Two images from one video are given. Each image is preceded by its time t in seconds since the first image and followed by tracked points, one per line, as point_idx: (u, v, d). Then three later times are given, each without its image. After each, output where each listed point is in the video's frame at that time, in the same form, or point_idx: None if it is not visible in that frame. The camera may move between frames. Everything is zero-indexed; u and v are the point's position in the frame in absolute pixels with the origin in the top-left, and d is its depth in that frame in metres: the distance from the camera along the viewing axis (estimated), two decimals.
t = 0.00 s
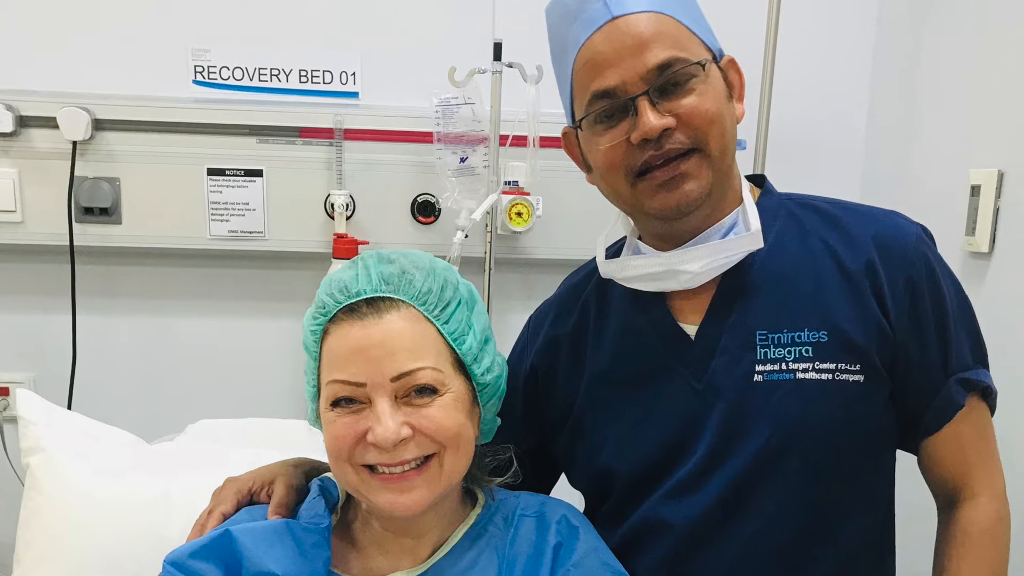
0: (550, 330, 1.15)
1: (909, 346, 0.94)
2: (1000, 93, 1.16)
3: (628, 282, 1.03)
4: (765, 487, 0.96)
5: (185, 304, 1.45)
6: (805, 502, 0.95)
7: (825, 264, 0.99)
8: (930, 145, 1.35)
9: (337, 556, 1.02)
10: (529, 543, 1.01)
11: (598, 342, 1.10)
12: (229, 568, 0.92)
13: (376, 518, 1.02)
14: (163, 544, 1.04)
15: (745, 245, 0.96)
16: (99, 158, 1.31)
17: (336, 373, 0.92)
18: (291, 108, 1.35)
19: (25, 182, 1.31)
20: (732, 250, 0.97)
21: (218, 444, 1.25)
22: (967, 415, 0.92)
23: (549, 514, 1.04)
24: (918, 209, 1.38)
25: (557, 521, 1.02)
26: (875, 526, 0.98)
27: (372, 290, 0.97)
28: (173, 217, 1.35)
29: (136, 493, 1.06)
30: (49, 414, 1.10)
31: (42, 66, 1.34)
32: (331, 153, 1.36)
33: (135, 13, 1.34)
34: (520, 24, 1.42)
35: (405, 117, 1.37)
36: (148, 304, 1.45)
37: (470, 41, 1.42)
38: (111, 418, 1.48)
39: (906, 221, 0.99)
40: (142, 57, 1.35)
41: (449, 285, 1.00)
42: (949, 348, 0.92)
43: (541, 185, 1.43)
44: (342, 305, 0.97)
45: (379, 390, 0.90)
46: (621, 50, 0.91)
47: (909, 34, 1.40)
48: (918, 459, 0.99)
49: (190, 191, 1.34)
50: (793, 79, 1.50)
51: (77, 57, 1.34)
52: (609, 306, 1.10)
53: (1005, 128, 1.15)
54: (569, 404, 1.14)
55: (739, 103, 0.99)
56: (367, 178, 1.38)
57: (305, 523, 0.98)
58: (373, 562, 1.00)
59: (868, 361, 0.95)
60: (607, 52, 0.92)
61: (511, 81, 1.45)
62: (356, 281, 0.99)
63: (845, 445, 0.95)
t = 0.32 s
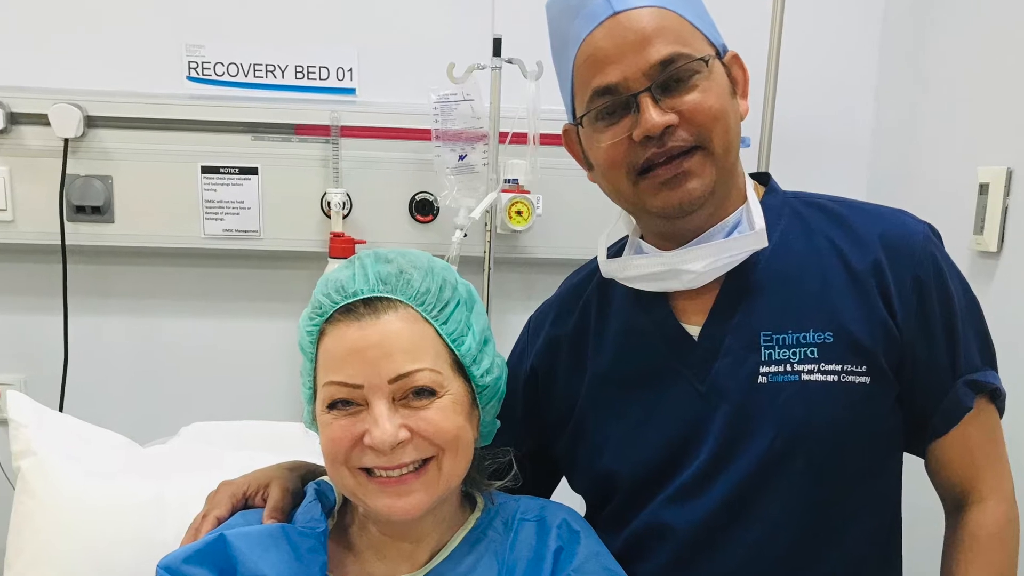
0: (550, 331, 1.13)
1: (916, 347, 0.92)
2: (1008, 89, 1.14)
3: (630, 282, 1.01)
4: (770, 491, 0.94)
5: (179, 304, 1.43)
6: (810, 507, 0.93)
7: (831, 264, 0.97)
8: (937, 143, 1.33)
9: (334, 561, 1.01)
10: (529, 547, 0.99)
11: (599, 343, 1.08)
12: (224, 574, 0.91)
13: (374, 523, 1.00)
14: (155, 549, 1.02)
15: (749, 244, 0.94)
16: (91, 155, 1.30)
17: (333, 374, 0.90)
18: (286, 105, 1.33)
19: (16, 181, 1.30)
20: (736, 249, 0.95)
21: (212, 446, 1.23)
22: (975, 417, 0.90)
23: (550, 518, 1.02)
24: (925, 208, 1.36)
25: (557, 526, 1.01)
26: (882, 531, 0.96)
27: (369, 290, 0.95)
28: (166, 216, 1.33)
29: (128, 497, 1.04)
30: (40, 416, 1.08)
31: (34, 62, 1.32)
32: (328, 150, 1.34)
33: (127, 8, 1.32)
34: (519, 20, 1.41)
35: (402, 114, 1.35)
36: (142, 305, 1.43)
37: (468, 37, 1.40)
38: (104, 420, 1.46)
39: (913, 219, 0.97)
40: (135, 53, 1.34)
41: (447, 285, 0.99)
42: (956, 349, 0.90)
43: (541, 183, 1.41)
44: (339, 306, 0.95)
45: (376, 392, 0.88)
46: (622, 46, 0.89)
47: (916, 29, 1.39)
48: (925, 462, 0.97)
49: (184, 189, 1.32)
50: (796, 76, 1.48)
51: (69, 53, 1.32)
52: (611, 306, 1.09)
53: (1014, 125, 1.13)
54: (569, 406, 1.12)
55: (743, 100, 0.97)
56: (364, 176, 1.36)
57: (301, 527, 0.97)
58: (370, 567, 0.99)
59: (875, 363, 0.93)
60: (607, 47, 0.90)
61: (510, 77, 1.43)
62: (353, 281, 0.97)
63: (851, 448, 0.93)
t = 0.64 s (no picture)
0: (551, 331, 1.11)
1: (924, 348, 0.90)
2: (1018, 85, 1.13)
3: (632, 282, 1.00)
4: (774, 495, 0.92)
5: (172, 304, 1.41)
6: (816, 511, 0.91)
7: (837, 263, 0.95)
8: (946, 141, 1.31)
9: (330, 567, 0.99)
10: (529, 552, 0.97)
11: (601, 344, 1.06)
12: None
13: (371, 527, 0.98)
14: (148, 555, 1.00)
15: (753, 244, 0.92)
16: (83, 153, 1.28)
17: (329, 376, 0.88)
18: (282, 101, 1.31)
19: (6, 179, 1.28)
20: (740, 249, 0.93)
21: (206, 449, 1.21)
22: (984, 420, 0.88)
23: (550, 523, 1.00)
24: (932, 207, 1.34)
25: (558, 530, 0.99)
26: (889, 536, 0.94)
27: (366, 290, 0.93)
28: (160, 215, 1.31)
29: (120, 500, 1.02)
30: (31, 419, 1.06)
31: (24, 58, 1.30)
32: (324, 147, 1.32)
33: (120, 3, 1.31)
34: (519, 15, 1.39)
35: (399, 111, 1.33)
36: (135, 306, 1.41)
37: (467, 33, 1.38)
38: (96, 421, 1.44)
39: (921, 218, 0.95)
40: (127, 49, 1.32)
41: (446, 285, 0.97)
42: (965, 350, 0.88)
43: (541, 181, 1.39)
44: (335, 306, 0.93)
45: (374, 394, 0.86)
46: (624, 41, 0.87)
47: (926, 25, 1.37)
48: (933, 465, 0.95)
49: (178, 188, 1.31)
50: (800, 72, 1.46)
51: (60, 49, 1.30)
52: (612, 306, 1.07)
53: None
54: (570, 408, 1.10)
55: (747, 97, 0.95)
56: (360, 174, 1.34)
57: (296, 532, 0.95)
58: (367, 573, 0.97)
59: (881, 364, 0.91)
60: (609, 43, 0.88)
61: (510, 74, 1.41)
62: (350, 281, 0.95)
63: (858, 451, 0.91)
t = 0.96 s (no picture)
0: (552, 332, 1.09)
1: (932, 349, 0.88)
2: None
3: (634, 282, 0.98)
4: (780, 499, 0.90)
5: (166, 304, 1.40)
6: (822, 515, 0.90)
7: (843, 263, 0.93)
8: (953, 138, 1.29)
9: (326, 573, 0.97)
10: (529, 557, 0.95)
11: (602, 344, 1.04)
12: None
13: (367, 532, 0.96)
14: (140, 560, 0.98)
15: (757, 243, 0.91)
16: (75, 151, 1.26)
17: (325, 378, 0.86)
18: (277, 98, 1.29)
19: None
20: (744, 248, 0.91)
21: (200, 452, 1.19)
22: (993, 422, 0.86)
23: (551, 527, 0.98)
24: (940, 205, 1.33)
25: (558, 535, 0.97)
26: (896, 541, 0.92)
27: (363, 290, 0.91)
28: (153, 214, 1.29)
29: (110, 504, 1.00)
30: (21, 422, 1.04)
31: (15, 55, 1.28)
32: (320, 145, 1.31)
33: None
34: (519, 11, 1.37)
35: (397, 108, 1.31)
36: (128, 307, 1.39)
37: (466, 29, 1.36)
38: (88, 423, 1.42)
39: (928, 217, 0.93)
40: (120, 45, 1.30)
41: (444, 285, 0.95)
42: (973, 351, 0.86)
43: (542, 179, 1.37)
44: (331, 306, 0.91)
45: (370, 396, 0.84)
46: (626, 36, 0.85)
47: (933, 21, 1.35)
48: (941, 469, 0.92)
49: (171, 186, 1.29)
50: (803, 69, 1.44)
51: (51, 45, 1.29)
52: (614, 306, 1.05)
53: None
54: (571, 410, 1.08)
55: (751, 93, 0.93)
56: (357, 172, 1.32)
57: (292, 537, 0.93)
58: None
59: (888, 365, 0.89)
60: (610, 38, 0.86)
61: (510, 70, 1.39)
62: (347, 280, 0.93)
63: (865, 455, 0.89)
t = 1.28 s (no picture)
0: (552, 332, 1.07)
1: (940, 351, 0.86)
2: None
3: (636, 282, 0.96)
4: (785, 504, 0.88)
5: (160, 305, 1.38)
6: (829, 519, 0.88)
7: (849, 262, 0.91)
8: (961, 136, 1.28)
9: None
10: (528, 563, 0.93)
11: (604, 345, 1.02)
12: None
13: (364, 536, 0.94)
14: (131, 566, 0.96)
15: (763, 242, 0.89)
16: (66, 148, 1.24)
17: (321, 379, 0.84)
18: (273, 94, 1.27)
19: None
20: (749, 247, 0.89)
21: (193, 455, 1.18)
22: (1004, 425, 0.83)
23: (551, 532, 0.96)
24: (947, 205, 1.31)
25: (559, 540, 0.95)
26: (904, 546, 0.90)
27: (359, 290, 0.89)
28: (146, 213, 1.27)
29: (101, 507, 0.98)
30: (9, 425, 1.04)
31: (6, 51, 1.27)
32: (316, 142, 1.29)
33: None
34: (518, 6, 1.35)
35: (394, 104, 1.30)
36: (120, 308, 1.37)
37: (464, 24, 1.34)
38: (80, 425, 1.40)
39: (937, 216, 0.91)
40: (112, 40, 1.28)
41: (442, 285, 0.93)
42: (982, 353, 0.84)
43: (542, 177, 1.35)
44: (328, 307, 0.89)
45: (367, 398, 0.82)
46: (628, 32, 0.83)
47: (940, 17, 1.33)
48: (950, 473, 0.90)
49: (164, 184, 1.27)
50: (806, 65, 1.42)
51: (43, 41, 1.27)
52: (616, 306, 1.03)
53: None
54: (572, 412, 1.06)
55: (755, 89, 0.91)
56: (354, 169, 1.30)
57: (286, 542, 0.91)
58: None
59: (896, 367, 0.87)
60: (612, 34, 0.84)
61: (510, 66, 1.37)
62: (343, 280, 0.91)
63: (872, 458, 0.88)
